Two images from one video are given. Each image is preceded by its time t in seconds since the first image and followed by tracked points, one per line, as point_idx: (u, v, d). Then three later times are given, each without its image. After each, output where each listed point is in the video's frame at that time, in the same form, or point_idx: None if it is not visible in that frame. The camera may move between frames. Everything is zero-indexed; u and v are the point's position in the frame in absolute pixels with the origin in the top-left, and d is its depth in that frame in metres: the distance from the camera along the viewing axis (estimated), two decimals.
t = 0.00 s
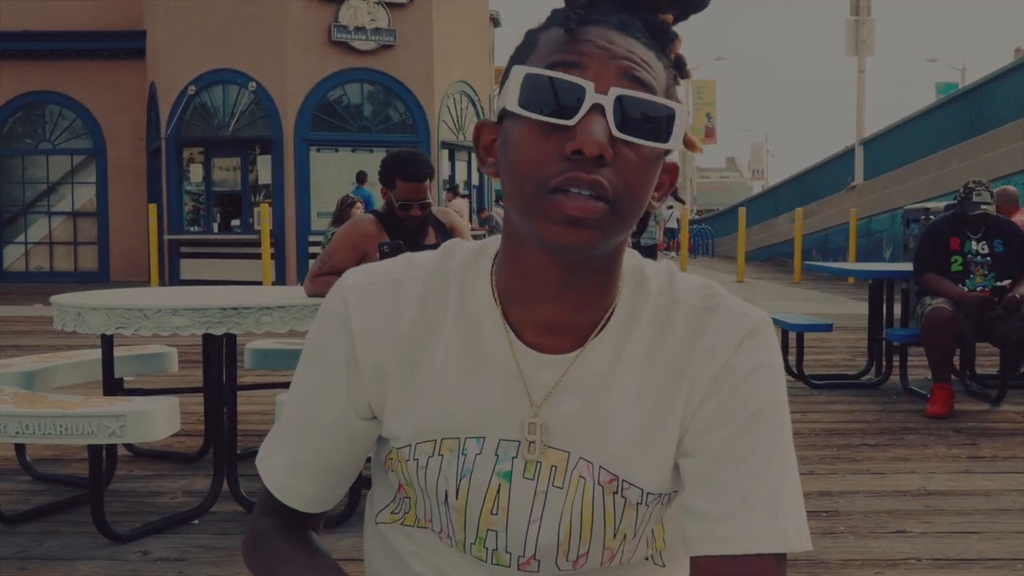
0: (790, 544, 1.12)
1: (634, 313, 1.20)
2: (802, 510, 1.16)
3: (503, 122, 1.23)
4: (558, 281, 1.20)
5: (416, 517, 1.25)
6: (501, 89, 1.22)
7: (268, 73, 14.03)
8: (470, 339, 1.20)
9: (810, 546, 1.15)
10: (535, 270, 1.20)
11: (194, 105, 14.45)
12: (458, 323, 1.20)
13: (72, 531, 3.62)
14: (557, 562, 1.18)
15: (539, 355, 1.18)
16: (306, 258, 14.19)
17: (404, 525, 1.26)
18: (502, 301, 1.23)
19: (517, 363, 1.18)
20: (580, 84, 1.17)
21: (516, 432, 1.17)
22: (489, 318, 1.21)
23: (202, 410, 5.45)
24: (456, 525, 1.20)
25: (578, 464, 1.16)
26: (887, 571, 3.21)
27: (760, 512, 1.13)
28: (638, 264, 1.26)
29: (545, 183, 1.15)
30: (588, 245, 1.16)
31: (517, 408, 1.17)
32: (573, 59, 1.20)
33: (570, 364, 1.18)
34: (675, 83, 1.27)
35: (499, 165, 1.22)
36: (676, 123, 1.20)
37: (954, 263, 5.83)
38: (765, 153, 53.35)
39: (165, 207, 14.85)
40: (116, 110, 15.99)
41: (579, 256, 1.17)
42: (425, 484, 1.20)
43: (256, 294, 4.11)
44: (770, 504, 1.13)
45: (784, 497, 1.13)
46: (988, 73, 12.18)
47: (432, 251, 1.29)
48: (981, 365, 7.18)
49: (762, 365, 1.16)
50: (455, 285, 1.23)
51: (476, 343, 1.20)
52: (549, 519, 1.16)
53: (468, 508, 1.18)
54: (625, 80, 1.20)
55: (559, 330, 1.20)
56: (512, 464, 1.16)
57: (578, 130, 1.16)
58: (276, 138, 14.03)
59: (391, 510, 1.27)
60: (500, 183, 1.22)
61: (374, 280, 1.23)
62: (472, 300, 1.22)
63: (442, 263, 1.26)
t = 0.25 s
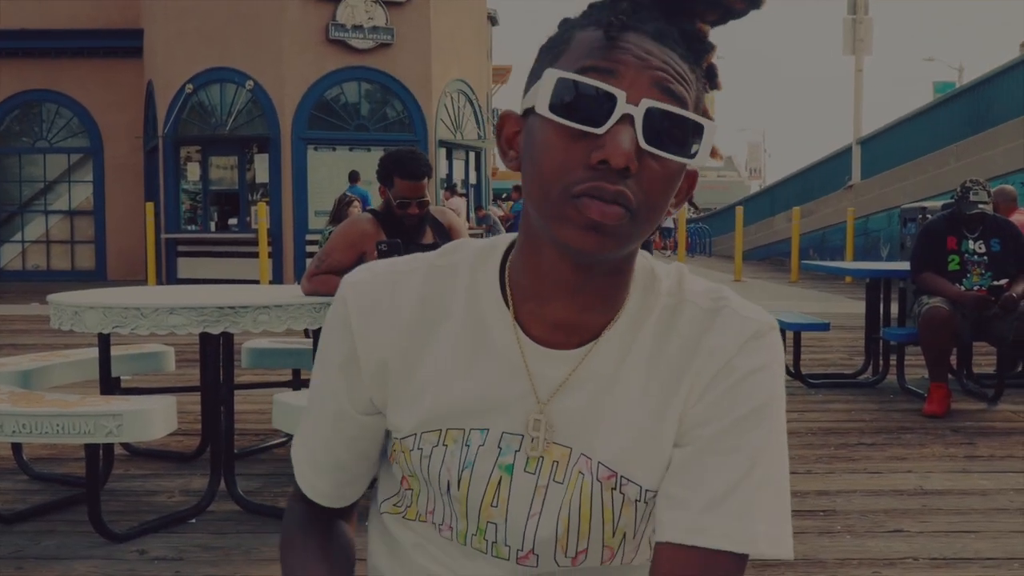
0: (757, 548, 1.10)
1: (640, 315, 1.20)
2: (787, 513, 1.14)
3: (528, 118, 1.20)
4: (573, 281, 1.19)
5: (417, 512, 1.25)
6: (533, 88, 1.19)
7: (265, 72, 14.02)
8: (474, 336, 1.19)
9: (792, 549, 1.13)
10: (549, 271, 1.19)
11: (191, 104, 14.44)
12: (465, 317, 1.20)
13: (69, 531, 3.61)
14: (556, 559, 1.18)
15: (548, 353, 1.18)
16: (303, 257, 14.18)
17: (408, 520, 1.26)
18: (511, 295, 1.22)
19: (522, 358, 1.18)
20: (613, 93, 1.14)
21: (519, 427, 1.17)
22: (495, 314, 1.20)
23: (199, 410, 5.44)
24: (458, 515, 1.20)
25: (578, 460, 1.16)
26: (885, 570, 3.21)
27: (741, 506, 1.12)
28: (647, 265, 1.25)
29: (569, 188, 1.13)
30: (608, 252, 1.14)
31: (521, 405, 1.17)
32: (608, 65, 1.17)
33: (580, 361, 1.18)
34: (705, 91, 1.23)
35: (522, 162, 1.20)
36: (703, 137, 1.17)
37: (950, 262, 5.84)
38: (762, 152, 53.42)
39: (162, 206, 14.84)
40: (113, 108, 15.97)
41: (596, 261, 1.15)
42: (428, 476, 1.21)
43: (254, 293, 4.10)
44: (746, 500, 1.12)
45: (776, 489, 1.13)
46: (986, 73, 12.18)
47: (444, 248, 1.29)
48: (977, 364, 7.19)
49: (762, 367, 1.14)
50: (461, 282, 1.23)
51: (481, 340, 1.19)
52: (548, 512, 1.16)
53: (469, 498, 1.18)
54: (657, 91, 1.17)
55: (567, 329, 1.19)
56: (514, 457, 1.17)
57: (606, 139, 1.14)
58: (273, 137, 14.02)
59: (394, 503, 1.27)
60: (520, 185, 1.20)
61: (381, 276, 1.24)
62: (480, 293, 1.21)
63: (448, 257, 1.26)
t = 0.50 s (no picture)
0: (757, 552, 1.11)
1: (651, 321, 1.20)
2: (799, 522, 1.13)
3: (557, 122, 1.19)
4: (589, 287, 1.19)
5: (422, 514, 1.25)
6: (569, 95, 1.17)
7: (263, 74, 14.02)
8: (484, 341, 1.20)
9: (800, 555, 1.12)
10: (566, 277, 1.20)
11: (189, 106, 14.44)
12: (475, 321, 1.20)
13: (67, 533, 3.61)
14: (561, 563, 1.18)
15: (561, 358, 1.18)
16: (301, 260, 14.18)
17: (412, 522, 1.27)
18: (524, 298, 1.23)
19: (532, 361, 1.18)
20: (649, 108, 1.14)
21: (529, 429, 1.17)
22: (507, 317, 1.20)
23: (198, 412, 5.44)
24: (464, 518, 1.21)
25: (585, 463, 1.16)
26: (882, 571, 3.21)
27: (734, 512, 1.12)
28: (657, 270, 1.25)
29: (601, 198, 1.13)
30: (630, 263, 1.14)
31: (532, 409, 1.17)
32: (646, 79, 1.17)
33: (591, 364, 1.18)
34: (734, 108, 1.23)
35: (547, 167, 1.19)
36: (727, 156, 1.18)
37: (948, 264, 5.85)
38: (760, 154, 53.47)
39: (160, 208, 14.83)
40: (111, 111, 15.97)
41: (617, 271, 1.15)
42: (435, 479, 1.21)
43: (252, 295, 4.10)
44: (744, 506, 1.11)
45: (789, 495, 1.13)
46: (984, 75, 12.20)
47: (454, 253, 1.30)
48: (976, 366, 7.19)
49: (766, 373, 1.14)
50: (471, 286, 1.23)
51: (491, 344, 1.19)
52: (554, 515, 1.16)
53: (475, 502, 1.19)
54: (691, 108, 1.17)
55: (577, 334, 1.20)
56: (521, 460, 1.17)
57: (639, 153, 1.13)
58: (271, 139, 14.02)
59: (400, 505, 1.28)
60: (542, 192, 1.19)
61: (391, 280, 1.24)
62: (490, 297, 1.22)
63: (455, 263, 1.26)
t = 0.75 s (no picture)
0: (776, 540, 1.13)
1: (650, 319, 1.22)
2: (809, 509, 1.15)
3: (573, 117, 1.20)
4: (595, 285, 1.20)
5: (421, 512, 1.27)
6: (593, 91, 1.18)
7: (258, 72, 14.00)
8: (487, 339, 1.21)
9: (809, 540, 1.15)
10: (572, 274, 1.21)
11: (184, 105, 14.42)
12: (477, 318, 1.22)
13: (64, 534, 3.61)
14: (559, 557, 1.21)
15: (567, 353, 1.20)
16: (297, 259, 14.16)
17: (409, 519, 1.29)
18: (525, 294, 1.24)
19: (536, 358, 1.19)
20: (674, 111, 1.16)
21: (532, 424, 1.19)
22: (510, 314, 1.22)
23: (193, 412, 5.44)
24: (465, 517, 1.22)
25: (589, 457, 1.18)
26: (880, 569, 3.21)
27: (751, 501, 1.13)
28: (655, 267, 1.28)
29: (620, 198, 1.14)
30: (641, 262, 1.15)
31: (537, 405, 1.19)
32: (670, 80, 1.19)
33: (594, 361, 1.20)
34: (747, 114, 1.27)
35: (561, 161, 1.20)
36: (737, 162, 1.21)
37: (944, 261, 5.84)
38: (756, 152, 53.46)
39: (155, 208, 14.81)
40: (105, 110, 15.94)
41: (626, 268, 1.17)
42: (435, 478, 1.22)
43: (248, 294, 4.10)
44: (760, 493, 1.13)
45: (796, 482, 1.15)
46: (978, 72, 12.22)
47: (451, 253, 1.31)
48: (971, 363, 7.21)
49: (766, 359, 1.17)
50: (473, 285, 1.24)
51: (495, 340, 1.21)
52: (556, 509, 1.19)
53: (480, 498, 1.21)
54: (712, 113, 1.19)
55: (578, 330, 1.21)
56: (524, 455, 1.19)
57: (659, 154, 1.15)
58: (266, 138, 14.01)
59: (397, 504, 1.31)
60: (553, 191, 1.20)
61: (392, 278, 1.25)
62: (492, 294, 1.23)
63: (455, 261, 1.28)
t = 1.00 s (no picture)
0: (794, 525, 1.14)
1: (651, 315, 1.23)
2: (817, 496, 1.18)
3: (582, 112, 1.20)
4: (598, 283, 1.21)
5: (417, 512, 1.29)
6: (604, 89, 1.18)
7: (255, 71, 13.99)
8: (488, 337, 1.22)
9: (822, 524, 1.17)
10: (574, 272, 1.21)
11: (180, 103, 14.41)
12: (479, 318, 1.22)
13: (60, 531, 3.60)
14: (558, 551, 1.21)
15: (570, 351, 1.20)
16: (294, 257, 14.16)
17: (403, 518, 1.31)
18: (524, 292, 1.25)
19: (537, 357, 1.20)
20: (690, 112, 1.16)
21: (534, 424, 1.20)
22: (510, 312, 1.22)
23: (191, 410, 5.44)
24: (470, 515, 1.24)
25: (595, 451, 1.19)
26: (877, 565, 3.22)
27: (767, 491, 1.15)
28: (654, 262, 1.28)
29: (632, 197, 1.14)
30: (648, 261, 1.16)
31: (540, 405, 1.20)
32: (687, 82, 1.19)
33: (596, 358, 1.21)
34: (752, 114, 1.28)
35: (568, 157, 1.19)
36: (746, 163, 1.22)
37: (940, 258, 5.84)
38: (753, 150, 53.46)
39: (152, 206, 14.79)
40: (102, 108, 15.92)
41: (631, 266, 1.17)
42: (437, 478, 1.23)
43: (244, 292, 4.10)
44: (774, 478, 1.15)
45: (802, 471, 1.16)
46: (975, 70, 12.24)
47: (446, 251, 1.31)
48: (968, 360, 7.22)
49: (764, 347, 1.18)
50: (471, 282, 1.25)
51: (496, 338, 1.21)
52: (558, 503, 1.20)
53: (485, 496, 1.22)
54: (725, 116, 1.20)
55: (579, 328, 1.22)
56: (527, 452, 1.20)
57: (674, 156, 1.15)
58: (263, 136, 13.99)
59: (392, 503, 1.32)
60: (559, 190, 1.20)
61: (390, 278, 1.25)
62: (490, 292, 1.24)
63: (451, 259, 1.28)
